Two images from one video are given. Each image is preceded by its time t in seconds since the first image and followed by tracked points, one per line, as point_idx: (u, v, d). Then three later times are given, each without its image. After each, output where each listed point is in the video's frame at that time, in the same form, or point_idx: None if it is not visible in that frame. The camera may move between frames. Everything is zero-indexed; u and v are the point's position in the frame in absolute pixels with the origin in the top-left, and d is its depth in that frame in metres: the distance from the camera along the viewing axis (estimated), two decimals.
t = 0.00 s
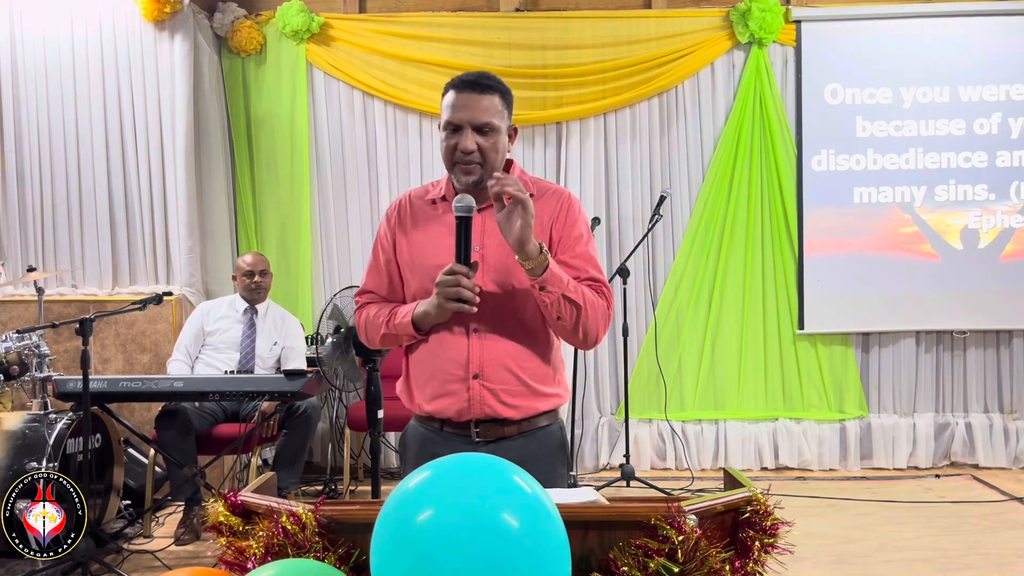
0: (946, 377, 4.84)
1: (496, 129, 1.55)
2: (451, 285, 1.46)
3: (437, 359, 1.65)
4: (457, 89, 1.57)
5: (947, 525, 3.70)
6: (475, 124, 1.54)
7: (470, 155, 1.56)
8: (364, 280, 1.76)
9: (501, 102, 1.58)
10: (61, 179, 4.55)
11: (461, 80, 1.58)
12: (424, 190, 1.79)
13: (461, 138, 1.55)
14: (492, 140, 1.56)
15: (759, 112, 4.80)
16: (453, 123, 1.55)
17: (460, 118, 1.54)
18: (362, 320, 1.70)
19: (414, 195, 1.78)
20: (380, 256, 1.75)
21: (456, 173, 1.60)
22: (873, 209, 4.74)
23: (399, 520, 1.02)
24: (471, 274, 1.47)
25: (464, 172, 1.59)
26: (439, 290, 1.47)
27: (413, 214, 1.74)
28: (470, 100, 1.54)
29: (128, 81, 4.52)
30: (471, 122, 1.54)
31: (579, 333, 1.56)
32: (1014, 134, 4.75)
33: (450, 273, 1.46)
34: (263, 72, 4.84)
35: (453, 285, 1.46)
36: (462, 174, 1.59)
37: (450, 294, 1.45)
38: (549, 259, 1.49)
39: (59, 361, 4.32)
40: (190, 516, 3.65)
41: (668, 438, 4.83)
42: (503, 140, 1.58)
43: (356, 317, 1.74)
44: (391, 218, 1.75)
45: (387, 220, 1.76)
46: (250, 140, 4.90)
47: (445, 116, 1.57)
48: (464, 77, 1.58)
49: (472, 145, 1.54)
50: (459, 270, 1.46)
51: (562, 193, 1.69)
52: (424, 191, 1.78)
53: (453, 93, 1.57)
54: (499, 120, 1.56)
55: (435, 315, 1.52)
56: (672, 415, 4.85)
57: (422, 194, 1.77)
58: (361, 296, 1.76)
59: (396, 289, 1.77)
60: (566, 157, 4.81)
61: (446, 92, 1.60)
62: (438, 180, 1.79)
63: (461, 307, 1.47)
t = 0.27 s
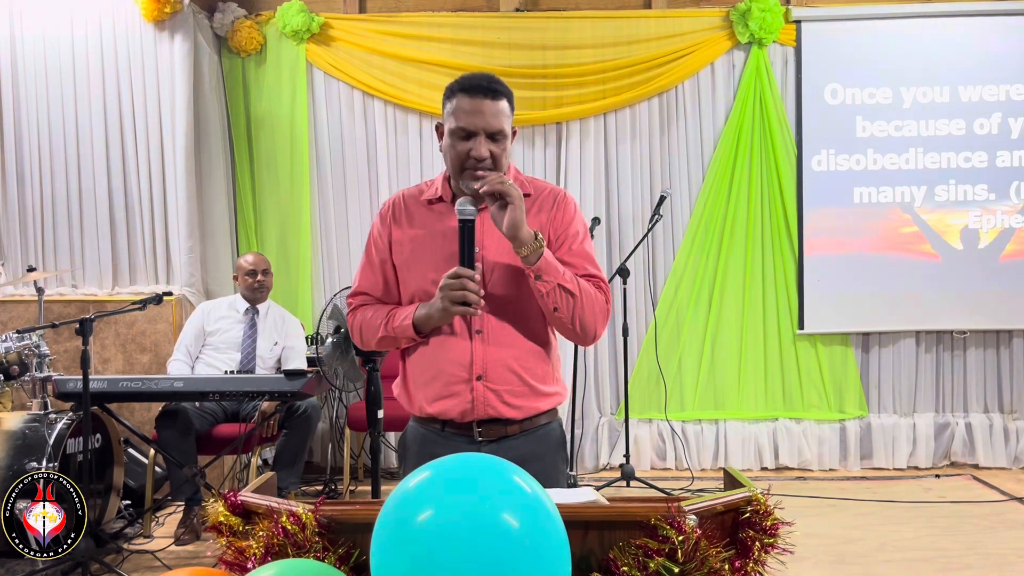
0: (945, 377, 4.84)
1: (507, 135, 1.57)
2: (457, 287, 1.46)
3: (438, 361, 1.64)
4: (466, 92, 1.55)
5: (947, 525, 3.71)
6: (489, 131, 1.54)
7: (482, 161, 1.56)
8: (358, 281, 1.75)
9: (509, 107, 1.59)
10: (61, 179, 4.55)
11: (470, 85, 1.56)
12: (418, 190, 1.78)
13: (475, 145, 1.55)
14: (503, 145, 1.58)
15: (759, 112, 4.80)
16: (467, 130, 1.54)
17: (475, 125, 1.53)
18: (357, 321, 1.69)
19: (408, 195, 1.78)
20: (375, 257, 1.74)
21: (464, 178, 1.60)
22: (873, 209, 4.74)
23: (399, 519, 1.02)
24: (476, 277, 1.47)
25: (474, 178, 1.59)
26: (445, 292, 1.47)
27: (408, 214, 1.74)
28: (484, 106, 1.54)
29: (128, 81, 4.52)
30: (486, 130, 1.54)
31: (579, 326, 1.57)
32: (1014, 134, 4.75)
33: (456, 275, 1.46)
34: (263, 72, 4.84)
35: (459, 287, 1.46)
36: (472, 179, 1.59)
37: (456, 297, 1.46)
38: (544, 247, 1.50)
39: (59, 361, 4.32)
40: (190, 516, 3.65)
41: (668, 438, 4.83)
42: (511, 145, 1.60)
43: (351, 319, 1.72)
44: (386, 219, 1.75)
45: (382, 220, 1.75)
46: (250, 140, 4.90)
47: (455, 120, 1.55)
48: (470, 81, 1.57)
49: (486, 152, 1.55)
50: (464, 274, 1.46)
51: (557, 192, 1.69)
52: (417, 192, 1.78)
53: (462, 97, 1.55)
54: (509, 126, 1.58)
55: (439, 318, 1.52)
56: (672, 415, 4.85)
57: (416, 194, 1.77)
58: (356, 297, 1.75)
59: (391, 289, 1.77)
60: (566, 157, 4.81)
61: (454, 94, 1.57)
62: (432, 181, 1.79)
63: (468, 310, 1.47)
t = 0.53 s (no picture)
0: (945, 377, 4.84)
1: (509, 136, 1.57)
2: (460, 286, 1.46)
3: (438, 361, 1.64)
4: (469, 94, 1.55)
5: (947, 525, 3.70)
6: (494, 132, 1.55)
7: (486, 163, 1.56)
8: (354, 281, 1.74)
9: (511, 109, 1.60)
10: (61, 179, 4.55)
11: (473, 86, 1.56)
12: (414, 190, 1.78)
13: (480, 146, 1.55)
14: (505, 147, 1.58)
15: (759, 112, 4.80)
16: (472, 131, 1.54)
17: (481, 126, 1.53)
18: (354, 320, 1.69)
19: (404, 194, 1.77)
20: (371, 256, 1.74)
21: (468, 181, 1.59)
22: (873, 209, 4.74)
23: (399, 519, 1.02)
24: (479, 276, 1.47)
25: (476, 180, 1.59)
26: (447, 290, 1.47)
27: (405, 213, 1.74)
28: (489, 107, 1.54)
29: (128, 81, 4.52)
30: (491, 131, 1.54)
31: (580, 326, 1.57)
32: (1014, 134, 4.75)
33: (458, 274, 1.46)
34: (263, 72, 4.84)
35: (462, 287, 1.46)
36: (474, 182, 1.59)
37: (459, 297, 1.46)
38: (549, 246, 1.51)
39: (59, 361, 4.32)
40: (190, 516, 3.65)
41: (668, 438, 4.83)
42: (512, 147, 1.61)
43: (348, 319, 1.72)
44: (381, 218, 1.74)
45: (378, 220, 1.74)
46: (250, 140, 4.90)
47: (458, 122, 1.55)
48: (473, 81, 1.56)
49: (490, 154, 1.55)
50: (469, 274, 1.46)
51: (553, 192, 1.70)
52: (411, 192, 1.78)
53: (465, 99, 1.55)
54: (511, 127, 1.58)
55: (441, 318, 1.52)
56: (672, 415, 4.85)
57: (412, 194, 1.77)
58: (351, 298, 1.74)
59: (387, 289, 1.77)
60: (565, 157, 4.81)
61: (457, 95, 1.56)
62: (427, 182, 1.79)
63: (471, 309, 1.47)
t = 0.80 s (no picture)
0: (946, 377, 4.84)
1: (504, 133, 1.58)
2: (458, 284, 1.47)
3: (436, 360, 1.64)
4: (465, 91, 1.56)
5: (947, 525, 3.70)
6: (489, 128, 1.55)
7: (482, 160, 1.57)
8: (352, 279, 1.74)
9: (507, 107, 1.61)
10: (61, 179, 4.56)
11: (469, 83, 1.57)
12: (412, 189, 1.79)
13: (475, 143, 1.56)
14: (501, 145, 1.59)
15: (759, 112, 4.80)
16: (467, 128, 1.54)
17: (476, 123, 1.54)
18: (351, 319, 1.70)
19: (402, 194, 1.77)
20: (369, 255, 1.74)
21: (464, 178, 1.59)
22: (873, 209, 4.74)
23: (399, 519, 1.03)
24: (478, 275, 1.47)
25: (471, 176, 1.59)
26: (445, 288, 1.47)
27: (403, 213, 1.74)
28: (484, 104, 1.55)
29: (128, 82, 4.52)
30: (487, 127, 1.54)
31: (586, 330, 1.62)
32: (1014, 134, 4.75)
33: (455, 272, 1.47)
34: (263, 72, 4.84)
35: (460, 284, 1.47)
36: (469, 178, 1.59)
37: (457, 294, 1.46)
38: (572, 251, 1.54)
39: (59, 361, 4.32)
40: (190, 516, 3.65)
41: (668, 438, 4.83)
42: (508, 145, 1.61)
43: (346, 318, 1.72)
44: (379, 216, 1.74)
45: (376, 218, 1.74)
46: (250, 140, 4.90)
47: (453, 118, 1.55)
48: (468, 78, 1.57)
49: (485, 150, 1.56)
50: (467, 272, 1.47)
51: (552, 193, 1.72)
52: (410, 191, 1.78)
53: (460, 95, 1.56)
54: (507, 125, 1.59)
55: (439, 317, 1.52)
56: (672, 415, 4.85)
57: (411, 194, 1.77)
58: (349, 296, 1.74)
59: (385, 289, 1.78)
60: (565, 157, 4.81)
61: (452, 93, 1.57)
62: (425, 182, 1.79)
63: (468, 308, 1.46)
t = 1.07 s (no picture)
0: (945, 377, 4.84)
1: (503, 132, 1.58)
2: (459, 285, 1.46)
3: (436, 361, 1.64)
4: (464, 91, 1.56)
5: (947, 526, 3.70)
6: (488, 128, 1.55)
7: (480, 159, 1.56)
8: (349, 280, 1.74)
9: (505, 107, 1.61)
10: (61, 179, 4.56)
11: (468, 83, 1.57)
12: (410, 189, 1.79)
13: (474, 142, 1.55)
14: (500, 144, 1.59)
15: (760, 112, 4.80)
16: (466, 127, 1.54)
17: (475, 122, 1.54)
18: (350, 320, 1.69)
19: (400, 194, 1.77)
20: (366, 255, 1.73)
21: (463, 178, 1.59)
22: (873, 209, 4.74)
23: (398, 519, 1.03)
24: (479, 277, 1.46)
25: (470, 176, 1.59)
26: (445, 290, 1.47)
27: (401, 213, 1.74)
28: (483, 103, 1.55)
29: (129, 82, 4.52)
30: (486, 126, 1.55)
31: (587, 334, 1.63)
32: (1014, 134, 4.75)
33: (456, 274, 1.46)
34: (263, 72, 4.84)
35: (461, 286, 1.46)
36: (468, 177, 1.58)
37: (458, 297, 1.46)
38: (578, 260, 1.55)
39: (59, 361, 4.32)
40: (190, 516, 3.65)
41: (668, 438, 4.83)
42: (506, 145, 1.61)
43: (344, 318, 1.71)
44: (376, 216, 1.74)
45: (373, 218, 1.74)
46: (250, 139, 4.90)
47: (452, 117, 1.55)
48: (468, 78, 1.58)
49: (484, 149, 1.55)
50: (468, 274, 1.46)
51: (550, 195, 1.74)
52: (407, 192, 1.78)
53: (459, 95, 1.56)
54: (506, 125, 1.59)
55: (439, 319, 1.51)
56: (672, 415, 4.85)
57: (409, 194, 1.77)
58: (346, 297, 1.74)
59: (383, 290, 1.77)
60: (565, 157, 4.81)
61: (452, 92, 1.58)
62: (423, 182, 1.80)
63: (468, 310, 1.46)
